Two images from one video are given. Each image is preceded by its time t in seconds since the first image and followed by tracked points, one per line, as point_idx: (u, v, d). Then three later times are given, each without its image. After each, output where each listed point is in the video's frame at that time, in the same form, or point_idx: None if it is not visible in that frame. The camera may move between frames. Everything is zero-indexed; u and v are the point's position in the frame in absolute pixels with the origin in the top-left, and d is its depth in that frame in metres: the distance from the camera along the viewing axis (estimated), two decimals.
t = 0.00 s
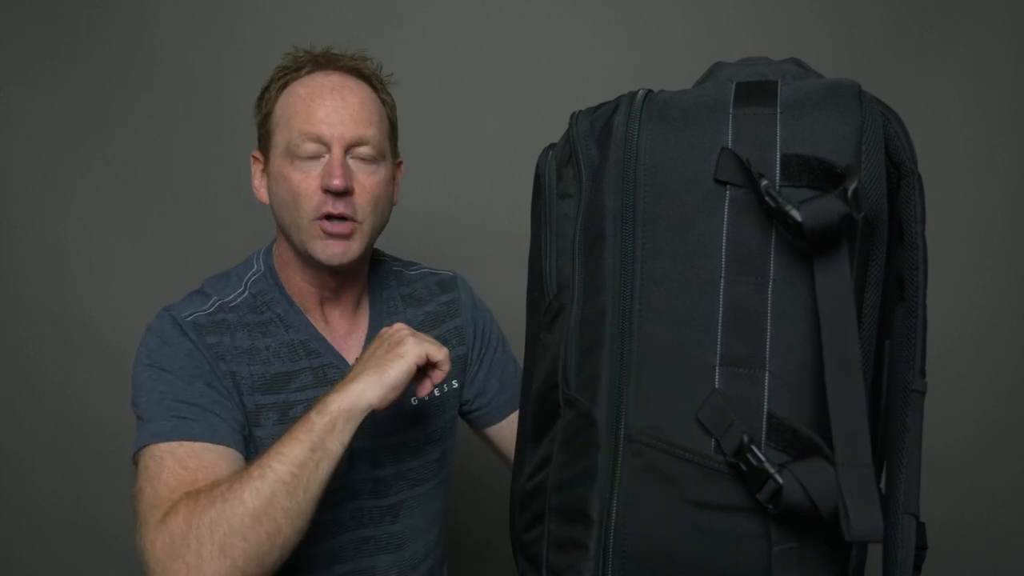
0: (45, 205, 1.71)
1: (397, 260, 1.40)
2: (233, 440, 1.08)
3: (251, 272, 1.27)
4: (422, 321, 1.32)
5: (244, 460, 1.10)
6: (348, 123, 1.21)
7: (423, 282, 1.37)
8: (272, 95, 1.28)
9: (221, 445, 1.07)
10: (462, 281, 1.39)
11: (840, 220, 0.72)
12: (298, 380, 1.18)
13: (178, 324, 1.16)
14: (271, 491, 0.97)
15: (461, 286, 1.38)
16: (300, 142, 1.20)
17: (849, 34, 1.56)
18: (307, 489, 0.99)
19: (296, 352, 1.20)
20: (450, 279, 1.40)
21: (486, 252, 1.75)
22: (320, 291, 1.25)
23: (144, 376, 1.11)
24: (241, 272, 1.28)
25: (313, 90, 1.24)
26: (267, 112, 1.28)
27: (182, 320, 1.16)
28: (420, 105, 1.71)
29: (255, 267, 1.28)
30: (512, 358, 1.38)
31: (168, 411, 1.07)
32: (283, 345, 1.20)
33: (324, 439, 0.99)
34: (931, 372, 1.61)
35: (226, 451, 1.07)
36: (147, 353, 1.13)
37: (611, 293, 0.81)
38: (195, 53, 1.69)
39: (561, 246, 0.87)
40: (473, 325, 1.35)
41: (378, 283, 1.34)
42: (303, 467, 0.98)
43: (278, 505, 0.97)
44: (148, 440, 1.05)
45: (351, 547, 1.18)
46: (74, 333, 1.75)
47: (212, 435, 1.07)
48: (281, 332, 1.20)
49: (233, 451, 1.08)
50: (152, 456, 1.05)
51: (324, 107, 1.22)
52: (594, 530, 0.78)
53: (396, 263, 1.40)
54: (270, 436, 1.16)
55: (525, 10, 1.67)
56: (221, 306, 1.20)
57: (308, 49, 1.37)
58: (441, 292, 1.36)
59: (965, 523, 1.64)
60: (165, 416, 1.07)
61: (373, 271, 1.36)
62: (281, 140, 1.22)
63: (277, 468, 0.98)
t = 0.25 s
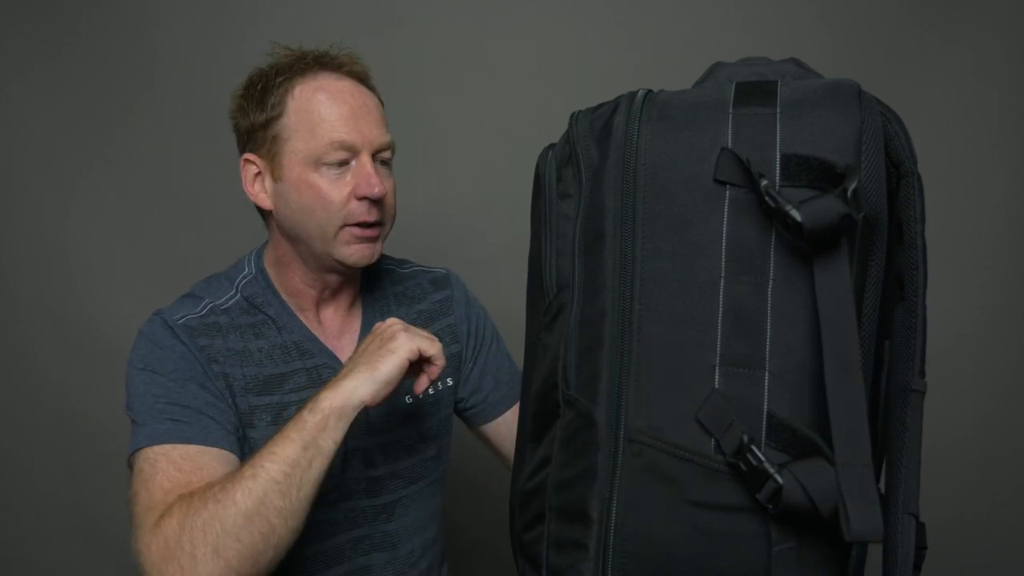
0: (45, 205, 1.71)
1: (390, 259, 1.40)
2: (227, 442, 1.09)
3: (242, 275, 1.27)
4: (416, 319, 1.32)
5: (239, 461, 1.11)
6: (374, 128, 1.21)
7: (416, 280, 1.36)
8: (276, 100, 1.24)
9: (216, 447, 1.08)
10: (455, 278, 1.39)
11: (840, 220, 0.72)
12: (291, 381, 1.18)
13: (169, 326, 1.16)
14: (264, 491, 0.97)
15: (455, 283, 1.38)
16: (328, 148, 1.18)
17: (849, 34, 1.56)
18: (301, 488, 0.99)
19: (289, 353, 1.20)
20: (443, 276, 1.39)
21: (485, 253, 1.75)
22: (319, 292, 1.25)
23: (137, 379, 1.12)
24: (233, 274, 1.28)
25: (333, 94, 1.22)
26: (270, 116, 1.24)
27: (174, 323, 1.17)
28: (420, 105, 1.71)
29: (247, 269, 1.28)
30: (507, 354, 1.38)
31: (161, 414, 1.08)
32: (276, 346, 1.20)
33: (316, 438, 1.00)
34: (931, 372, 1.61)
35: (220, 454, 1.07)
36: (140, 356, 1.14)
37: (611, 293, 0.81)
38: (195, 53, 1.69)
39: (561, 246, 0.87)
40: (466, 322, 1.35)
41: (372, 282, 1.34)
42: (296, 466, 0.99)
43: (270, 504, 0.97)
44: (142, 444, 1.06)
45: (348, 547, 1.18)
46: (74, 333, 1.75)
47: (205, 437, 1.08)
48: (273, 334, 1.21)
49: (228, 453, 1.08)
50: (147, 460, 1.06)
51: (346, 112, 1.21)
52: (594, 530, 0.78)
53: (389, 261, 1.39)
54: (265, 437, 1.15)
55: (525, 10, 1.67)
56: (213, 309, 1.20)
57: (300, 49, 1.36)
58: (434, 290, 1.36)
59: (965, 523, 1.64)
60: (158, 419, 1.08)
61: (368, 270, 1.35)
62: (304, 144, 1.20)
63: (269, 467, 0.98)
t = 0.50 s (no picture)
0: (45, 205, 1.71)
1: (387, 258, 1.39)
2: (225, 443, 1.09)
3: (239, 276, 1.27)
4: (413, 319, 1.32)
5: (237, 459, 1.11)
6: (372, 128, 1.21)
7: (413, 279, 1.36)
8: (272, 101, 1.24)
9: (214, 447, 1.08)
10: (452, 278, 1.38)
11: (840, 220, 0.72)
12: (289, 381, 1.18)
13: (166, 327, 1.17)
14: (264, 494, 0.97)
15: (451, 283, 1.38)
16: (328, 148, 1.18)
17: (849, 34, 1.56)
18: (301, 492, 0.99)
19: (287, 353, 1.20)
20: (440, 275, 1.39)
21: (485, 253, 1.75)
22: (317, 292, 1.25)
23: (135, 380, 1.12)
24: (229, 275, 1.28)
25: (331, 94, 1.22)
26: (267, 118, 1.24)
27: (171, 324, 1.17)
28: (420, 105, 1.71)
29: (244, 271, 1.28)
30: (504, 353, 1.38)
31: (159, 415, 1.08)
32: (273, 346, 1.20)
33: (317, 442, 0.99)
34: (931, 372, 1.61)
35: (218, 453, 1.07)
36: (137, 358, 1.14)
37: (611, 293, 0.81)
38: (195, 53, 1.69)
39: (560, 246, 0.87)
40: (463, 321, 1.35)
41: (369, 282, 1.33)
42: (296, 470, 0.98)
43: (270, 507, 0.97)
44: (140, 445, 1.07)
45: (347, 547, 1.18)
46: (74, 334, 1.75)
47: (203, 437, 1.08)
48: (271, 334, 1.21)
49: (225, 453, 1.08)
50: (145, 461, 1.06)
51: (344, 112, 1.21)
52: (593, 530, 0.78)
53: (386, 260, 1.39)
54: (263, 437, 1.15)
55: (525, 10, 1.67)
56: (210, 310, 1.20)
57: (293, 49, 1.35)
58: (431, 289, 1.35)
59: (965, 523, 1.63)
60: (156, 420, 1.08)
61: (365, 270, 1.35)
62: (303, 145, 1.20)
63: (270, 471, 0.98)
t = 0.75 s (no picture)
0: (45, 205, 1.71)
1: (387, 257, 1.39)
2: (225, 442, 1.09)
3: (239, 276, 1.27)
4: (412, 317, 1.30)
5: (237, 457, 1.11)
6: (369, 125, 1.21)
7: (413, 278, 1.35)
8: (269, 102, 1.24)
9: (214, 447, 1.08)
10: (452, 276, 1.38)
11: (840, 221, 0.72)
12: (290, 379, 1.18)
13: (167, 328, 1.17)
14: (249, 492, 0.95)
15: (451, 281, 1.37)
16: (325, 146, 1.18)
17: (849, 34, 1.56)
18: (287, 490, 0.96)
19: (288, 352, 1.20)
20: (440, 273, 1.38)
21: (485, 253, 1.75)
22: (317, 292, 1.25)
23: (135, 381, 1.12)
24: (230, 275, 1.28)
25: (327, 93, 1.22)
26: (264, 118, 1.24)
27: (171, 324, 1.17)
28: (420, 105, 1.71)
29: (244, 270, 1.28)
30: (504, 352, 1.38)
31: (159, 416, 1.08)
32: (274, 345, 1.20)
33: (299, 438, 0.96)
34: (931, 372, 1.61)
35: (218, 453, 1.07)
36: (137, 359, 1.14)
37: (611, 293, 0.81)
38: (195, 52, 1.69)
39: (560, 246, 0.87)
40: (463, 319, 1.35)
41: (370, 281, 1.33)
42: (280, 468, 0.95)
43: (256, 506, 0.95)
44: (140, 447, 1.07)
45: (348, 546, 1.18)
46: (74, 333, 1.75)
47: (204, 436, 1.08)
48: (271, 333, 1.21)
49: (225, 452, 1.08)
50: (144, 462, 1.06)
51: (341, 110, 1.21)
52: (593, 530, 0.78)
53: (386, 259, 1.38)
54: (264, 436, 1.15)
55: (525, 10, 1.67)
56: (211, 310, 1.21)
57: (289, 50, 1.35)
58: (431, 287, 1.35)
59: (965, 522, 1.63)
60: (156, 421, 1.08)
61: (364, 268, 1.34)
62: (300, 144, 1.20)
63: (253, 469, 0.96)
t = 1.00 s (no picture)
0: (45, 205, 1.71)
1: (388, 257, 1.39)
2: (224, 441, 1.09)
3: (239, 275, 1.27)
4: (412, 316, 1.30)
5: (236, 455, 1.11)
6: (366, 125, 1.21)
7: (413, 277, 1.35)
8: (266, 102, 1.25)
9: (212, 446, 1.08)
10: (452, 275, 1.37)
11: (840, 220, 0.72)
12: (289, 377, 1.18)
13: (166, 327, 1.17)
14: (245, 494, 0.95)
15: (452, 280, 1.37)
16: (321, 145, 1.19)
17: (849, 34, 1.57)
18: (283, 493, 0.95)
19: (288, 350, 1.20)
20: (441, 272, 1.38)
21: (485, 253, 1.75)
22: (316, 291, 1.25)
23: (134, 381, 1.13)
24: (230, 275, 1.28)
25: (324, 93, 1.22)
26: (261, 118, 1.24)
27: (170, 323, 1.17)
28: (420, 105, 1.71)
29: (244, 269, 1.28)
30: (505, 351, 1.38)
31: (157, 416, 1.09)
32: (274, 343, 1.20)
33: (295, 441, 0.95)
34: (931, 372, 1.61)
35: (216, 451, 1.08)
36: (136, 358, 1.14)
37: (611, 293, 0.81)
38: (194, 52, 1.69)
39: (560, 246, 0.87)
40: (464, 318, 1.35)
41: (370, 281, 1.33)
42: (276, 470, 0.95)
43: (252, 507, 0.95)
44: (139, 446, 1.07)
45: (348, 545, 1.18)
46: (74, 334, 1.75)
47: (203, 434, 1.08)
48: (271, 331, 1.21)
49: (223, 450, 1.09)
50: (143, 462, 1.06)
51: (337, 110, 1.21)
52: (593, 530, 0.78)
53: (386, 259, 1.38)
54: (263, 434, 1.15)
55: (525, 10, 1.67)
56: (210, 309, 1.21)
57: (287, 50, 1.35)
58: (431, 287, 1.34)
59: (965, 522, 1.64)
60: (155, 421, 1.08)
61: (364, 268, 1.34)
62: (297, 144, 1.20)
63: (250, 471, 0.96)
